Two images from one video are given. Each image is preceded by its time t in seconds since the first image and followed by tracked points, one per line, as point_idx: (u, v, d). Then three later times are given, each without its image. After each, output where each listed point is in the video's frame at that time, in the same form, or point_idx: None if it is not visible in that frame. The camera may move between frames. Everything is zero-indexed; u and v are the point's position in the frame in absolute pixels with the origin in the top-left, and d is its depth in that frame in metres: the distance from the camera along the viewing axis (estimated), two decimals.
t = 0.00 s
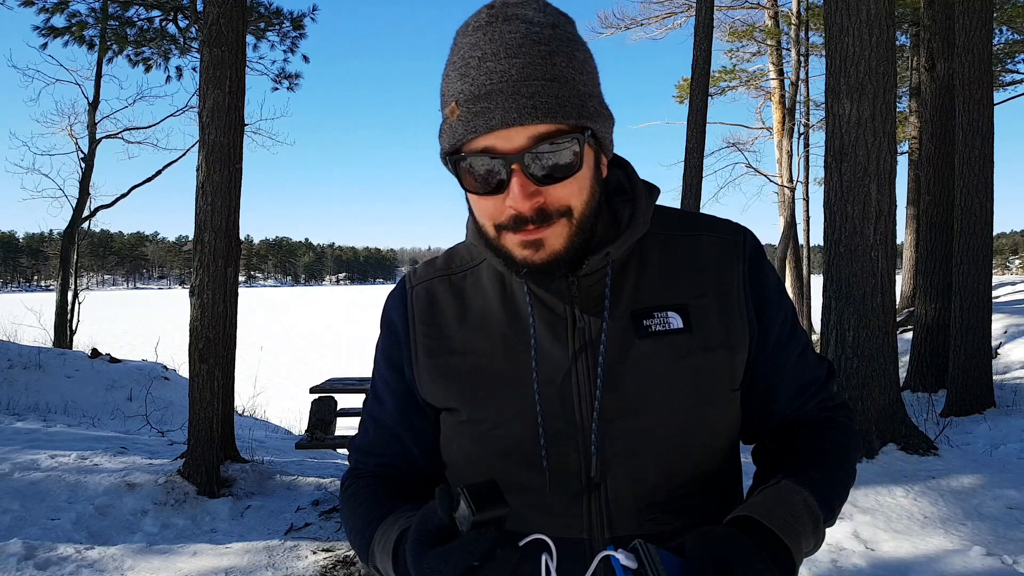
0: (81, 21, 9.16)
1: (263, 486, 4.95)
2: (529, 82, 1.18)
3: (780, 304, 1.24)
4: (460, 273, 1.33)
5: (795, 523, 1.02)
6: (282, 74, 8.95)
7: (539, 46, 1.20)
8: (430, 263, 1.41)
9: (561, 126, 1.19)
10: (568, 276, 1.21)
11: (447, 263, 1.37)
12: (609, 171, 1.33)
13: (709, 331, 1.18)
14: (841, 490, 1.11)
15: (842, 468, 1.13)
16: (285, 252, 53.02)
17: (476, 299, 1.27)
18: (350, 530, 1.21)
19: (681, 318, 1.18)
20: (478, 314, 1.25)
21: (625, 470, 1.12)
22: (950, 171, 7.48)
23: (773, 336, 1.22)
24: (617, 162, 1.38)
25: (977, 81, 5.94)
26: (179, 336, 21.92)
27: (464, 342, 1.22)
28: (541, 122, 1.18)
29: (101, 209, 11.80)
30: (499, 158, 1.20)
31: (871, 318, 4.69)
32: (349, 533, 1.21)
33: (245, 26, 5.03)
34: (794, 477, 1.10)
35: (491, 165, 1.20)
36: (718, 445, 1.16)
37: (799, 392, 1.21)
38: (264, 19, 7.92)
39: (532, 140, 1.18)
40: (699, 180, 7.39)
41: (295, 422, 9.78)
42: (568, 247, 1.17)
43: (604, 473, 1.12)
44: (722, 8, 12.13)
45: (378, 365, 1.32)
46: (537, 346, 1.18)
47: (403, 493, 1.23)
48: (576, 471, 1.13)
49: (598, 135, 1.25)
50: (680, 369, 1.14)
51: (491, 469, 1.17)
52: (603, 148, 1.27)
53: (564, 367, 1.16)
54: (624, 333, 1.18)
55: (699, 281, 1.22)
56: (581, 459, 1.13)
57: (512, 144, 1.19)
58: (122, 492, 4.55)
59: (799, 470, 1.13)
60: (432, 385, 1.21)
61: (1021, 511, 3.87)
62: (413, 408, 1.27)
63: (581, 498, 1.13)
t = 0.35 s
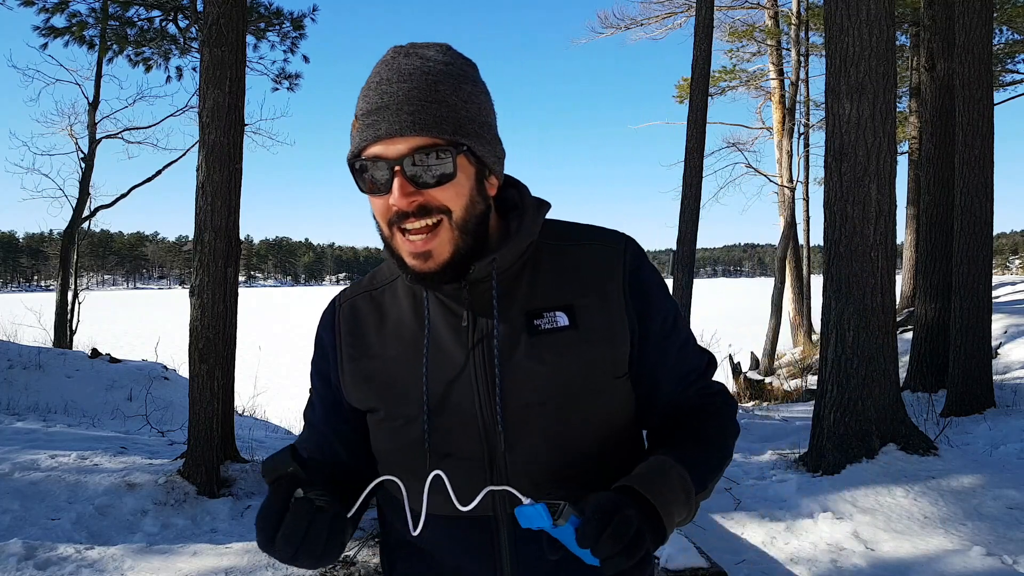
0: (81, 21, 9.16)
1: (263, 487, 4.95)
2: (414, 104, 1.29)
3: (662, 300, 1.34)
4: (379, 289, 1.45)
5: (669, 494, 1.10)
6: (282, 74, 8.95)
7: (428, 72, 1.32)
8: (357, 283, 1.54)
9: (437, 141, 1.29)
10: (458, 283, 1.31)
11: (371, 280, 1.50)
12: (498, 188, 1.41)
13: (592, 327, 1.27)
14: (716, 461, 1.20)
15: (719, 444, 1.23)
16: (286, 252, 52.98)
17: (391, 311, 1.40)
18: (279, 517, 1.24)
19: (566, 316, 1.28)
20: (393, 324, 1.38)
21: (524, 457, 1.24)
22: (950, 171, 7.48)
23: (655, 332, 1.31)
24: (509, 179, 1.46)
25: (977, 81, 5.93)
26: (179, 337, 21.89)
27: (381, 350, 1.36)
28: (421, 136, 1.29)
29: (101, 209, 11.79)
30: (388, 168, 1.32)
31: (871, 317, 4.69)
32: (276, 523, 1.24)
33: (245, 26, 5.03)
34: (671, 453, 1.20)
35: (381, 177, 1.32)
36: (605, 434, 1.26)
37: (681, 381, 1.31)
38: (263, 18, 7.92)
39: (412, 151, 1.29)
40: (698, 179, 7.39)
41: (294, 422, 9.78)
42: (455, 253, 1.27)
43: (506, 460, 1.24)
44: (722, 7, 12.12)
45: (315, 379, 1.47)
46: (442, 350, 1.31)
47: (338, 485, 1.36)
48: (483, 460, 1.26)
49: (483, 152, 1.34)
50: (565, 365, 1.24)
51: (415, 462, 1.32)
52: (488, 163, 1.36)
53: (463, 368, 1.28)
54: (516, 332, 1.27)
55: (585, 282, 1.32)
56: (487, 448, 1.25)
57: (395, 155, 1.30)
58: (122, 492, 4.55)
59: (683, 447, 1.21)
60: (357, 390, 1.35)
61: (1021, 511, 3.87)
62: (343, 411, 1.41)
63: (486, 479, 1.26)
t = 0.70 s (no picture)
0: (81, 21, 9.15)
1: (264, 486, 4.95)
2: (393, 102, 1.30)
3: (625, 292, 1.34)
4: (366, 281, 1.46)
5: (619, 476, 1.11)
6: (282, 74, 8.94)
7: (407, 73, 1.31)
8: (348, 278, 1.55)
9: (413, 135, 1.29)
10: (434, 269, 1.33)
11: (359, 275, 1.51)
12: (472, 186, 1.40)
13: (561, 317, 1.26)
14: (673, 444, 1.20)
15: (674, 432, 1.21)
16: (286, 252, 52.99)
17: (376, 302, 1.41)
18: (327, 524, 1.27)
19: (537, 305, 1.27)
20: (378, 314, 1.39)
21: (498, 439, 1.23)
22: (950, 171, 7.48)
23: (619, 322, 1.31)
24: (481, 178, 1.45)
25: (977, 81, 5.93)
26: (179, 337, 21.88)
27: (365, 338, 1.36)
28: (397, 130, 1.28)
29: (101, 209, 11.80)
30: (368, 160, 1.32)
31: (871, 317, 4.69)
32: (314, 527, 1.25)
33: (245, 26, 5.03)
34: (626, 436, 1.19)
35: (361, 169, 1.32)
36: (575, 420, 1.24)
37: (645, 368, 1.29)
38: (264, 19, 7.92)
39: (390, 147, 1.29)
40: (699, 180, 7.39)
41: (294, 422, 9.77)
42: (433, 239, 1.30)
43: (482, 441, 1.24)
44: (722, 8, 12.12)
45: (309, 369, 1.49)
46: (425, 338, 1.31)
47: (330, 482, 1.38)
48: (462, 442, 1.25)
49: (459, 150, 1.34)
50: (535, 350, 1.23)
51: (399, 448, 1.30)
52: (461, 160, 1.35)
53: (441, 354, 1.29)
54: (491, 320, 1.28)
55: (555, 271, 1.31)
56: (465, 430, 1.25)
57: (376, 150, 1.30)
58: (122, 492, 4.55)
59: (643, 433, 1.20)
60: (346, 378, 1.36)
61: (1021, 511, 3.87)
62: (336, 400, 1.42)
63: (466, 461, 1.25)
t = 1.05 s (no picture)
0: (81, 21, 9.15)
1: (264, 486, 4.95)
2: (455, 108, 1.39)
3: (651, 300, 1.43)
4: (412, 272, 1.53)
5: (641, 460, 1.19)
6: (282, 74, 8.93)
7: (465, 84, 1.41)
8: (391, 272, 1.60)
9: (470, 138, 1.38)
10: (481, 261, 1.41)
11: (404, 268, 1.57)
12: (517, 191, 1.49)
13: (594, 315, 1.35)
14: (689, 438, 1.28)
15: (689, 429, 1.30)
16: (286, 252, 52.98)
17: (421, 290, 1.47)
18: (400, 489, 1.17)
19: (573, 303, 1.36)
20: (424, 302, 1.45)
21: (531, 419, 1.30)
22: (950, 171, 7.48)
23: (644, 326, 1.40)
24: (523, 188, 1.54)
25: (977, 81, 5.93)
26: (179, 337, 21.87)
27: (411, 323, 1.42)
28: (458, 132, 1.37)
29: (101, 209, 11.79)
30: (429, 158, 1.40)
31: (871, 318, 4.69)
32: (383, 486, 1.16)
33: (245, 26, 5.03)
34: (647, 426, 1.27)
35: (422, 167, 1.40)
36: (599, 411, 1.32)
37: (665, 371, 1.38)
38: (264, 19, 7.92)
39: (452, 147, 1.38)
40: (699, 180, 7.39)
41: (294, 422, 9.77)
42: (487, 231, 1.39)
43: (515, 420, 1.30)
44: (722, 8, 12.11)
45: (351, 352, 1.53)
46: (468, 322, 1.38)
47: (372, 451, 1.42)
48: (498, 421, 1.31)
49: (511, 156, 1.44)
50: (570, 341, 1.32)
51: (437, 426, 1.35)
52: (511, 165, 1.44)
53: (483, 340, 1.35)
54: (529, 311, 1.35)
55: (588, 275, 1.40)
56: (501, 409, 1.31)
57: (438, 150, 1.38)
58: (122, 492, 4.55)
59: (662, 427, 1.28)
60: (390, 358, 1.42)
61: (1021, 511, 3.87)
62: (377, 381, 1.47)
63: (500, 440, 1.31)
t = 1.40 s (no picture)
0: (82, 21, 9.15)
1: (264, 486, 4.95)
2: (541, 123, 1.43)
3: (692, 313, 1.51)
4: (471, 261, 1.55)
5: (684, 462, 1.27)
6: (282, 74, 8.93)
7: (549, 101, 1.45)
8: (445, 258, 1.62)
9: (553, 152, 1.43)
10: (547, 266, 1.45)
11: (460, 257, 1.59)
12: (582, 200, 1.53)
13: (645, 323, 1.42)
14: (718, 445, 1.38)
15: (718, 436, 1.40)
16: (285, 252, 52.98)
17: (480, 279, 1.50)
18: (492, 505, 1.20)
19: (625, 311, 1.42)
20: (485, 292, 1.47)
21: (578, 415, 1.36)
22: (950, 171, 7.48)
23: (685, 336, 1.48)
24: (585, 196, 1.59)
25: (977, 81, 5.93)
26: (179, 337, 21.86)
27: (473, 314, 1.44)
28: (543, 147, 1.42)
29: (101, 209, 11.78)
30: (515, 169, 1.44)
31: (871, 318, 4.69)
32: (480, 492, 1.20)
33: (245, 26, 5.04)
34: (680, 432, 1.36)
35: (503, 176, 1.44)
36: (640, 412, 1.40)
37: (700, 379, 1.47)
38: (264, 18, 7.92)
39: (536, 160, 1.42)
40: (699, 180, 7.39)
41: (294, 422, 9.77)
42: (558, 239, 1.44)
43: (564, 416, 1.36)
44: (722, 8, 12.11)
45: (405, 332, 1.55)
46: (527, 320, 1.41)
47: (422, 423, 1.48)
48: (546, 413, 1.37)
49: (585, 169, 1.49)
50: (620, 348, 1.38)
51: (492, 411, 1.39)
52: (584, 179, 1.50)
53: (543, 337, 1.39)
54: (586, 317, 1.41)
55: (640, 284, 1.47)
56: (550, 402, 1.37)
57: (522, 161, 1.43)
58: (122, 492, 4.55)
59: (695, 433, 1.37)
60: (449, 342, 1.45)
61: (1021, 511, 3.87)
62: (434, 362, 1.51)
63: (550, 432, 1.37)
